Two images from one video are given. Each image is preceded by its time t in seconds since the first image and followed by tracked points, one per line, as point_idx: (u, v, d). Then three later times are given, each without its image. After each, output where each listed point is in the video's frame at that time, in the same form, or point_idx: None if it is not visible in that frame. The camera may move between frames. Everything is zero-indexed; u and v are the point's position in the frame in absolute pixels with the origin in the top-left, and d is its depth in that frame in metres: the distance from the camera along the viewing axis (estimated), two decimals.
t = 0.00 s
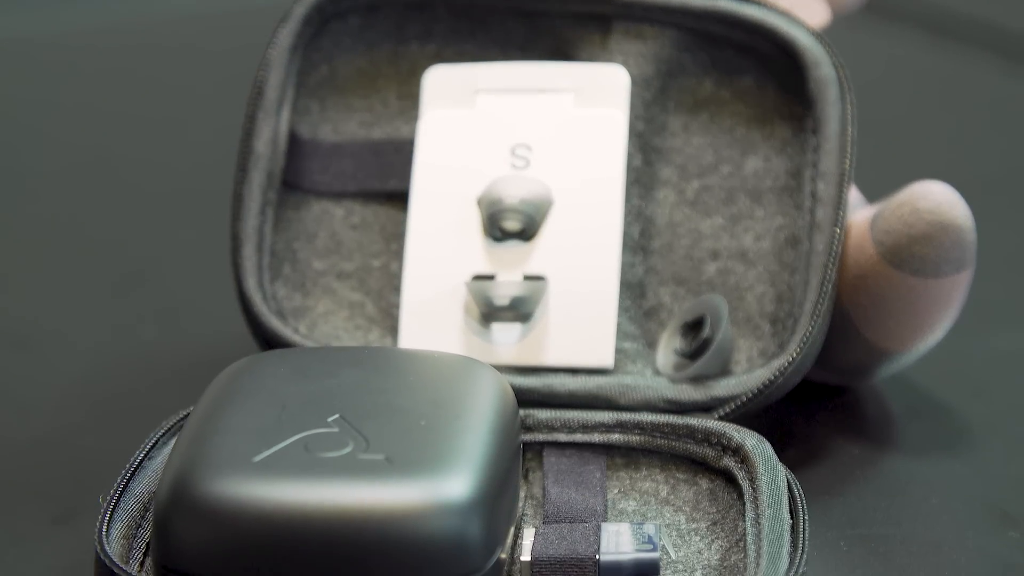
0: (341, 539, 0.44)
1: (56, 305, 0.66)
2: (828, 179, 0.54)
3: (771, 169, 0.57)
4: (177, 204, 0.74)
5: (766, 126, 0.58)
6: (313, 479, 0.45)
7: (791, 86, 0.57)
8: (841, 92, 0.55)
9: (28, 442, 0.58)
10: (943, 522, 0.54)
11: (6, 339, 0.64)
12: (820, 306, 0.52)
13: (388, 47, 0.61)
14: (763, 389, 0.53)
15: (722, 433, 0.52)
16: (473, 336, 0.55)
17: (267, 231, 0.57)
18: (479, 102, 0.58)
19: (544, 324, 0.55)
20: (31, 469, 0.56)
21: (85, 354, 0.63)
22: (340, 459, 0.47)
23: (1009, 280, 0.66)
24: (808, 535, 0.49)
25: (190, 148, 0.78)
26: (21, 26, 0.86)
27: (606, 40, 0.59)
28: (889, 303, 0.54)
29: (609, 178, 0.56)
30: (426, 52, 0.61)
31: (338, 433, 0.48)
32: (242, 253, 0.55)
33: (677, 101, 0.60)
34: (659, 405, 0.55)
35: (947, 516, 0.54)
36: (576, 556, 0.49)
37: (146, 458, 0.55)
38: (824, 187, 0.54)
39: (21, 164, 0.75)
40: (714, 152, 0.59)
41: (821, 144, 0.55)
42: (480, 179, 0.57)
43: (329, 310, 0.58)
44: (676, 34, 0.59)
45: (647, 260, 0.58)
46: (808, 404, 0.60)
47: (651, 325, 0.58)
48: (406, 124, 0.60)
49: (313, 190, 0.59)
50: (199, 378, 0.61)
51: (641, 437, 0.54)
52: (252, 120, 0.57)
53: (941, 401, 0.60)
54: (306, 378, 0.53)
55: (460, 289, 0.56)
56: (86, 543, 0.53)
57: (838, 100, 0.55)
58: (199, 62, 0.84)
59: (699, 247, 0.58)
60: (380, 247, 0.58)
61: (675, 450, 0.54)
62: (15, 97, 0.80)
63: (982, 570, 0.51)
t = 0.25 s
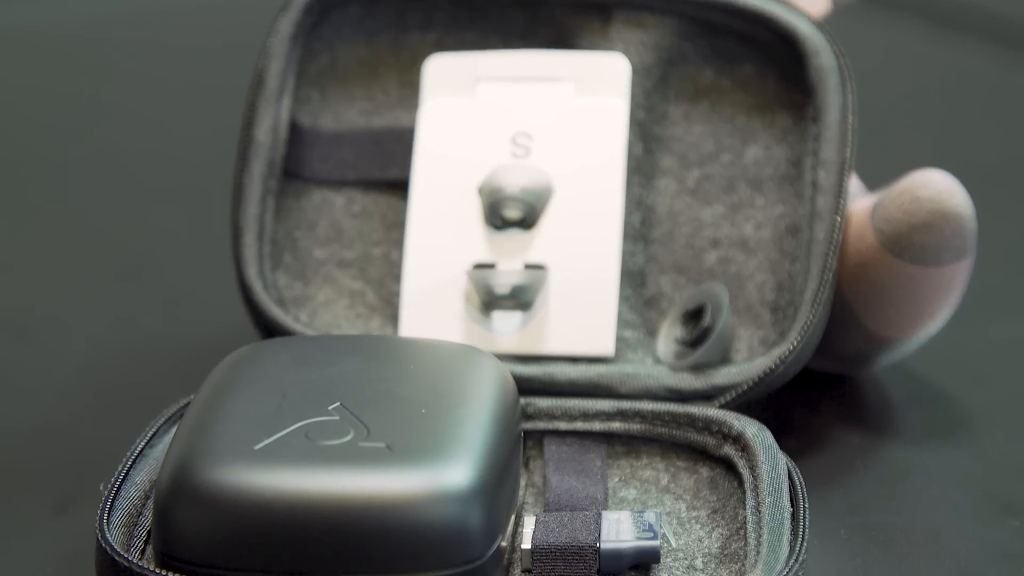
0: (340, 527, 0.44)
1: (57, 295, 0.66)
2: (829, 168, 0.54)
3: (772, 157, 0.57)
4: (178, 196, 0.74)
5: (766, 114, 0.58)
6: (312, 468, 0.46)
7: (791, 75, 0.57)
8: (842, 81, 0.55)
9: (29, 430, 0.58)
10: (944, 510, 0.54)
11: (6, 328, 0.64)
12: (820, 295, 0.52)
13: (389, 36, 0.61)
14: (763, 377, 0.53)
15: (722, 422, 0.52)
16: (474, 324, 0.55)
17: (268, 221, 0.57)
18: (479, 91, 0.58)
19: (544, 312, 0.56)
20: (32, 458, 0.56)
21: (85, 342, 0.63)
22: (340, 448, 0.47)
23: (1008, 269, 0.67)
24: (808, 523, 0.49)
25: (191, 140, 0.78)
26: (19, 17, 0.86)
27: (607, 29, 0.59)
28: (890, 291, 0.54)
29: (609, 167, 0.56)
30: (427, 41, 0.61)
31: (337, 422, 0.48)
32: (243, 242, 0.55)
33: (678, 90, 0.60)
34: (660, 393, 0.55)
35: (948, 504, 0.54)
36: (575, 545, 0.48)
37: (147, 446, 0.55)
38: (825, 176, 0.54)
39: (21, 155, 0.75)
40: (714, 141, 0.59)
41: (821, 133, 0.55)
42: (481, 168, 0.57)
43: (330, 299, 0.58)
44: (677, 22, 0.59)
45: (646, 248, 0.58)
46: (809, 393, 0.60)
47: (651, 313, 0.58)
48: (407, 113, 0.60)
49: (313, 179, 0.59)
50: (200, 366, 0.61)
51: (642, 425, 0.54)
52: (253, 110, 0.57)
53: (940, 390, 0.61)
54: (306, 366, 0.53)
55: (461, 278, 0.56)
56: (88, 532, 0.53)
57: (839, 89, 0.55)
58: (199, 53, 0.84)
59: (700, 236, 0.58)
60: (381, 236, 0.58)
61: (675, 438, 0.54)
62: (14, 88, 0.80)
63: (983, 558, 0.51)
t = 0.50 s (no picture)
0: (339, 515, 0.44)
1: (57, 284, 0.66)
2: (829, 156, 0.54)
3: (772, 146, 0.57)
4: (179, 187, 0.74)
5: (766, 103, 0.58)
6: (312, 456, 0.46)
7: (791, 64, 0.57)
8: (842, 70, 0.55)
9: (29, 417, 0.58)
10: (944, 499, 0.54)
11: (6, 316, 0.64)
12: (820, 283, 0.52)
13: (390, 24, 0.61)
14: (764, 365, 0.53)
15: (722, 410, 0.52)
16: (474, 313, 0.56)
17: (269, 210, 0.57)
18: (479, 79, 0.58)
19: (545, 301, 0.56)
20: (32, 445, 0.56)
21: (86, 331, 0.63)
22: (340, 436, 0.47)
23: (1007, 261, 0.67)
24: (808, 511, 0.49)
25: (191, 131, 0.78)
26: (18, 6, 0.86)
27: (608, 17, 0.59)
28: (891, 279, 0.54)
29: (609, 156, 0.56)
30: (428, 29, 0.61)
31: (338, 410, 0.49)
32: (243, 230, 0.56)
33: (678, 78, 0.60)
34: (660, 381, 0.55)
35: (947, 493, 0.54)
36: (576, 533, 0.49)
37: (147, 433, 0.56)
38: (825, 164, 0.54)
39: (20, 144, 0.75)
40: (715, 129, 0.59)
41: (821, 121, 0.55)
42: (481, 156, 0.57)
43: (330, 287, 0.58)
44: (677, 11, 0.59)
45: (646, 236, 0.58)
46: (809, 381, 0.60)
47: (652, 301, 0.58)
48: (407, 101, 0.60)
49: (313, 168, 0.59)
50: (200, 355, 0.61)
51: (642, 413, 0.54)
52: (253, 98, 0.57)
53: (940, 379, 0.61)
54: (307, 355, 0.53)
55: (462, 266, 0.56)
56: (88, 519, 0.53)
57: (838, 77, 0.55)
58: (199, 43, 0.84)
59: (700, 224, 0.58)
60: (382, 224, 0.58)
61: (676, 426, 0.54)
62: (13, 76, 0.80)
63: (983, 546, 0.51)
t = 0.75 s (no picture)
0: (339, 503, 0.44)
1: (57, 274, 0.66)
2: (830, 145, 0.54)
3: (773, 134, 0.57)
4: (179, 178, 0.74)
5: (767, 91, 0.58)
6: (313, 444, 0.46)
7: (792, 52, 0.57)
8: (842, 58, 0.55)
9: (30, 405, 0.58)
10: (944, 487, 0.54)
11: (6, 305, 0.63)
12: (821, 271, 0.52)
13: (390, 13, 0.61)
14: (765, 354, 0.53)
15: (723, 398, 0.53)
16: (475, 301, 0.56)
17: (271, 200, 0.57)
18: (480, 68, 0.58)
19: (546, 289, 0.56)
20: (34, 433, 0.56)
21: (87, 320, 0.63)
22: (341, 426, 0.47)
23: (1005, 254, 0.67)
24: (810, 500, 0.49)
25: (192, 123, 0.78)
26: None
27: (609, 6, 0.59)
28: (892, 267, 0.54)
29: (610, 145, 0.56)
30: (428, 18, 0.61)
31: (340, 398, 0.49)
32: (245, 219, 0.56)
33: (679, 67, 0.60)
34: (662, 369, 0.55)
35: (948, 481, 0.54)
36: (576, 521, 0.49)
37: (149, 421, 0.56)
38: (827, 152, 0.54)
39: (20, 134, 0.75)
40: (716, 118, 0.59)
41: (822, 109, 0.55)
42: (482, 145, 0.57)
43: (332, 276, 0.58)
44: None
45: (647, 224, 0.58)
46: (810, 370, 0.60)
47: (653, 290, 0.58)
48: (408, 90, 0.60)
49: (314, 157, 0.59)
50: (201, 344, 0.61)
51: (643, 402, 0.54)
52: (254, 87, 0.57)
53: (940, 368, 0.61)
54: (309, 344, 0.53)
55: (464, 254, 0.56)
56: (90, 507, 0.53)
57: (839, 66, 0.55)
58: (198, 35, 0.84)
59: (701, 213, 0.58)
60: (383, 213, 0.58)
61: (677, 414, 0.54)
62: (13, 66, 0.80)
63: (984, 532, 0.51)
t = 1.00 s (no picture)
0: (340, 493, 0.44)
1: (58, 265, 0.66)
2: (831, 135, 0.54)
3: (774, 124, 0.57)
4: (180, 171, 0.74)
5: (767, 82, 0.58)
6: (313, 435, 0.46)
7: (792, 42, 0.57)
8: (843, 48, 0.55)
9: (31, 395, 0.58)
10: (945, 477, 0.54)
11: (7, 296, 0.64)
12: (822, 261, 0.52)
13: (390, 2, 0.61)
14: (766, 343, 0.54)
15: (723, 388, 0.53)
16: (476, 291, 0.56)
17: (272, 191, 0.57)
18: (481, 58, 0.58)
19: (547, 279, 0.56)
20: (35, 425, 0.56)
21: (87, 311, 0.63)
22: (341, 416, 0.47)
23: (1005, 246, 0.68)
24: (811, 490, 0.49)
25: (192, 116, 0.78)
26: None
27: None
28: (892, 258, 0.54)
29: (610, 134, 0.56)
30: (428, 7, 0.61)
31: (341, 388, 0.49)
32: (245, 209, 0.56)
33: (680, 57, 0.60)
34: (663, 359, 0.55)
35: (948, 471, 0.54)
36: (578, 511, 0.49)
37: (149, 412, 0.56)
38: (827, 142, 0.54)
39: (20, 125, 0.75)
40: (716, 108, 0.59)
41: (823, 99, 0.55)
42: (483, 135, 0.57)
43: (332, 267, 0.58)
44: None
45: (648, 212, 0.58)
46: (811, 361, 0.61)
47: (653, 280, 0.58)
48: (408, 80, 0.60)
49: (315, 147, 0.59)
50: (201, 335, 0.61)
51: (644, 392, 0.54)
52: (254, 78, 0.57)
53: (940, 359, 0.61)
54: (309, 334, 0.53)
55: (465, 245, 0.56)
56: (92, 499, 0.53)
57: (840, 55, 0.55)
58: (199, 27, 0.84)
59: (702, 204, 0.58)
60: (383, 203, 0.58)
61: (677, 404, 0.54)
62: (13, 57, 0.80)
63: (985, 522, 0.52)
